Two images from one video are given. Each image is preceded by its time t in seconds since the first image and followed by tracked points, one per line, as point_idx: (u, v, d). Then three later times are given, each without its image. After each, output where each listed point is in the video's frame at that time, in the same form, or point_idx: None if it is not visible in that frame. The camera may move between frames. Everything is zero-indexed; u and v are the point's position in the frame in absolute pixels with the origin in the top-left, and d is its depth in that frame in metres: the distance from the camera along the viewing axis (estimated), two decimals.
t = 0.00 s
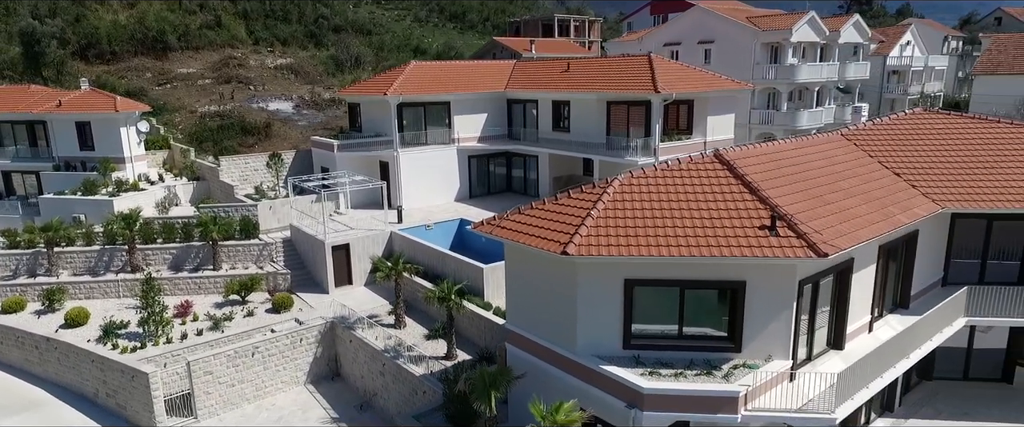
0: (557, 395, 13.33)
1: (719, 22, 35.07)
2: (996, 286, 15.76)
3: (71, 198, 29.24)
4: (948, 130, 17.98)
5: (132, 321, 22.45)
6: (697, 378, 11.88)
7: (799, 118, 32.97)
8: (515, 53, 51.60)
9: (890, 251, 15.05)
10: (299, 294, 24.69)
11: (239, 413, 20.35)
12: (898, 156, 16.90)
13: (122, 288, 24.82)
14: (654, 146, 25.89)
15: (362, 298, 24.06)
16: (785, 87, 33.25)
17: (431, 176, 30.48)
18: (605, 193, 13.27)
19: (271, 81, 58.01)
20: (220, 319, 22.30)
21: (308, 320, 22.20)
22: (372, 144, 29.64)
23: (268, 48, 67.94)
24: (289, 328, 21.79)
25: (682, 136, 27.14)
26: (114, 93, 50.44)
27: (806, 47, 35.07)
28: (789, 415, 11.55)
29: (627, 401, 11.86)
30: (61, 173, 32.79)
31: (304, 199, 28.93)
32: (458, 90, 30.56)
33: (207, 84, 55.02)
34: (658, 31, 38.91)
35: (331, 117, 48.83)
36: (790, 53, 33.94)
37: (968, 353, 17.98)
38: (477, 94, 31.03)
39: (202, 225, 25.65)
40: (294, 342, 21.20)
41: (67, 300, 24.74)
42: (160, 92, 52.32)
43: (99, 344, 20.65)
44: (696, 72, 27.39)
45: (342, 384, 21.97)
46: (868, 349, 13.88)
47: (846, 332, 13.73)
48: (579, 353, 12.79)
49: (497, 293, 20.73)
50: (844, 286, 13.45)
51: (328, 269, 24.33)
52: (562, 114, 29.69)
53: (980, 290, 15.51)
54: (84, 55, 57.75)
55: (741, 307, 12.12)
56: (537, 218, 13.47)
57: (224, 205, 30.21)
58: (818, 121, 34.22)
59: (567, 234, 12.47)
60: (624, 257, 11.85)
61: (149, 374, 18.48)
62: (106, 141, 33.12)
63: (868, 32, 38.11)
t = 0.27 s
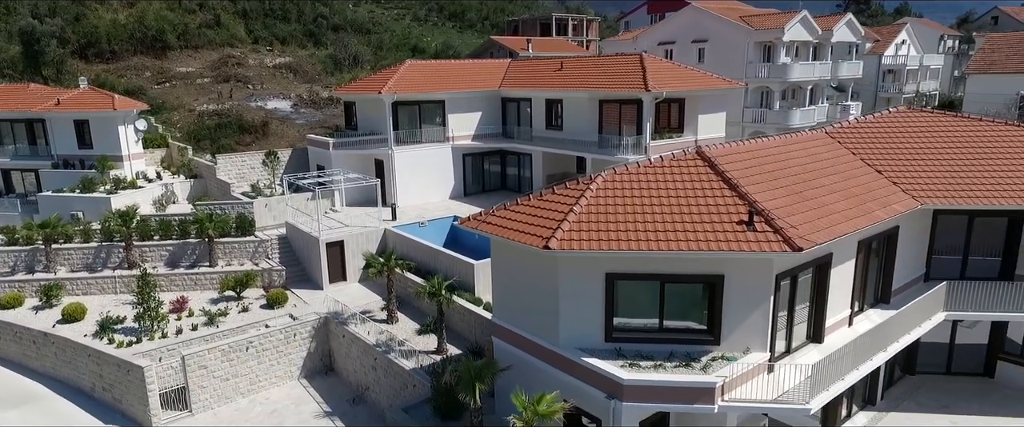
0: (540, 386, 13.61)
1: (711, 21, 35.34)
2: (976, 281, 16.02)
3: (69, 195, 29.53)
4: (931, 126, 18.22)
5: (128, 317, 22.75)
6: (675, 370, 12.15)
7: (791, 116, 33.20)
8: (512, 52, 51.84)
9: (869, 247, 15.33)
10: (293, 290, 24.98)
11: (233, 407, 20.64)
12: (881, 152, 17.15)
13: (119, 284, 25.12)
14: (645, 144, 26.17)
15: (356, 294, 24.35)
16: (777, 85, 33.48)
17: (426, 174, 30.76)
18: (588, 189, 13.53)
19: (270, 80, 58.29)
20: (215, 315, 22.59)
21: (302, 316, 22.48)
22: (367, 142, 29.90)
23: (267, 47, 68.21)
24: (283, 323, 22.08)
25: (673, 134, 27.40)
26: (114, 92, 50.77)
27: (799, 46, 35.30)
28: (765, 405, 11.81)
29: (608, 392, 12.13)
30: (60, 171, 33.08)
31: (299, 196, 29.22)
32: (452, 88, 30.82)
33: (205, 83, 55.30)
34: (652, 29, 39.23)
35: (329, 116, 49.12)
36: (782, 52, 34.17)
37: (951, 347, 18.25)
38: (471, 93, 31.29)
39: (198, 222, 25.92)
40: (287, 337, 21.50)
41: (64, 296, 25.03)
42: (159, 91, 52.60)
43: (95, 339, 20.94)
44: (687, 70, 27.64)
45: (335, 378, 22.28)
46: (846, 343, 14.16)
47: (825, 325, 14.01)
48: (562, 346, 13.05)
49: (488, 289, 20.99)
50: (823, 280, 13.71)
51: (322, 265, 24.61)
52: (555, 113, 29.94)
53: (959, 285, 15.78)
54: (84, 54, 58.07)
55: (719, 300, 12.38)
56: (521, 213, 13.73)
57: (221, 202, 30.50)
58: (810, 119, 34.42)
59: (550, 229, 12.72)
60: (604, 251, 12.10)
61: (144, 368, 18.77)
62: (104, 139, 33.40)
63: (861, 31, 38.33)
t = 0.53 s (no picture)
0: (525, 378, 13.91)
1: (705, 18, 35.55)
2: (955, 276, 16.31)
3: (67, 192, 29.82)
4: (914, 123, 18.46)
5: (125, 311, 23.05)
6: (654, 360, 12.43)
7: (783, 114, 33.43)
8: (508, 50, 52.07)
9: (850, 241, 15.59)
10: (288, 285, 25.28)
11: (228, 399, 20.95)
12: (864, 149, 17.40)
13: (117, 279, 25.44)
14: (637, 141, 26.44)
15: (349, 289, 24.66)
16: (769, 83, 33.70)
17: (420, 171, 31.03)
18: (572, 185, 13.79)
19: (268, 78, 58.55)
20: (211, 309, 22.89)
21: (296, 311, 22.78)
22: (362, 139, 30.16)
23: (266, 45, 68.44)
24: (278, 317, 22.38)
25: (664, 131, 27.66)
26: (113, 90, 51.07)
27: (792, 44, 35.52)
28: (742, 394, 12.10)
29: (588, 382, 12.41)
30: (59, 168, 33.37)
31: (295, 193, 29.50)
32: (447, 86, 31.07)
33: (204, 80, 55.56)
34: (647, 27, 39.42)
35: (326, 114, 49.40)
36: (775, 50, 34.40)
37: (933, 341, 18.53)
38: (466, 90, 31.54)
39: (194, 218, 26.21)
40: (281, 331, 21.81)
41: (62, 291, 25.34)
42: (158, 89, 52.86)
43: (92, 333, 21.24)
44: (679, 68, 27.89)
45: (329, 372, 22.57)
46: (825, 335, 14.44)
47: (804, 318, 14.28)
48: (545, 337, 13.33)
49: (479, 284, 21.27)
50: (803, 273, 13.98)
51: (317, 261, 24.89)
52: (548, 110, 30.20)
53: (939, 280, 16.08)
54: (83, 52, 58.35)
55: (698, 293, 12.66)
56: (507, 208, 13.99)
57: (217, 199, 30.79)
58: (803, 117, 34.59)
59: (533, 223, 12.99)
60: (585, 245, 12.38)
61: (140, 361, 19.08)
62: (102, 136, 33.69)
63: (854, 29, 38.55)
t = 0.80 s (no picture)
0: (509, 366, 14.22)
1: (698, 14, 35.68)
2: (935, 268, 16.60)
3: (65, 186, 30.12)
4: (897, 117, 18.71)
5: (122, 303, 23.38)
6: (634, 348, 12.74)
7: (775, 109, 33.64)
8: (505, 45, 52.26)
9: (831, 233, 15.87)
10: (283, 278, 25.60)
11: (222, 390, 21.30)
12: (847, 143, 17.67)
13: (114, 272, 25.77)
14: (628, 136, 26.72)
15: (343, 281, 24.98)
16: (762, 78, 33.91)
17: (415, 165, 31.30)
18: (555, 178, 14.08)
19: (266, 73, 58.79)
20: (206, 301, 23.22)
21: (290, 303, 23.11)
22: (357, 134, 30.45)
23: (265, 40, 68.62)
24: (272, 309, 22.71)
25: (655, 126, 27.93)
26: (111, 85, 51.35)
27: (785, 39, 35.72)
28: (719, 381, 12.40)
29: (569, 369, 12.71)
30: (57, 162, 33.67)
31: (290, 187, 29.76)
32: (440, 81, 31.32)
33: (202, 75, 55.81)
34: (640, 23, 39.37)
35: (323, 109, 49.64)
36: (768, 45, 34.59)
37: (915, 332, 18.83)
38: (459, 85, 31.79)
39: (190, 211, 26.51)
40: (275, 323, 22.16)
41: (60, 283, 25.68)
42: (156, 84, 53.11)
43: (89, 324, 21.58)
44: (670, 64, 28.20)
45: (322, 363, 22.91)
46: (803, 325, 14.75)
47: (784, 309, 14.59)
48: (529, 326, 13.64)
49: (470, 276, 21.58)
50: (781, 264, 14.27)
51: (311, 253, 25.19)
52: (541, 105, 30.48)
53: (918, 271, 16.37)
54: (82, 48, 58.63)
55: (677, 282, 12.96)
56: (492, 201, 14.27)
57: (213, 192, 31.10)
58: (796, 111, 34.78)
59: (517, 215, 13.27)
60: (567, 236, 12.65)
61: (136, 352, 19.41)
62: (99, 130, 33.97)
63: (848, 24, 38.75)
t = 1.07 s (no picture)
0: (495, 355, 14.51)
1: (693, 8, 35.67)
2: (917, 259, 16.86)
3: (63, 179, 30.42)
4: (882, 111, 18.96)
5: (119, 295, 23.71)
6: (615, 337, 13.03)
7: (768, 103, 33.81)
8: (502, 40, 52.38)
9: (813, 224, 16.13)
10: (278, 270, 25.91)
11: (218, 379, 21.63)
12: (831, 136, 17.92)
13: (111, 264, 26.07)
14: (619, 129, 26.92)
15: (338, 273, 25.30)
16: (755, 72, 34.08)
17: (409, 158, 31.56)
18: (540, 170, 14.33)
19: (264, 67, 58.96)
20: (202, 293, 23.54)
21: (284, 294, 23.43)
22: (352, 127, 30.69)
23: (263, 34, 68.76)
24: (267, 300, 23.04)
25: (648, 120, 28.15)
26: (110, 79, 51.57)
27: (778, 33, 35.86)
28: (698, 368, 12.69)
29: (553, 357, 13.00)
30: (55, 155, 33.97)
31: (286, 181, 29.98)
32: (435, 75, 31.52)
33: (201, 69, 56.00)
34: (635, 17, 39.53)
35: (321, 103, 49.86)
36: (761, 39, 34.74)
37: (899, 323, 19.09)
38: (454, 79, 32.00)
39: (187, 204, 26.81)
40: (270, 314, 22.50)
41: (58, 275, 26.01)
42: (155, 78, 53.32)
43: (87, 315, 21.91)
44: (661, 58, 28.42)
45: (316, 353, 23.22)
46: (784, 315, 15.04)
47: (765, 299, 14.87)
48: (514, 316, 13.93)
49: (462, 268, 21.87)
50: (763, 255, 14.54)
51: (305, 246, 25.48)
52: (535, 99, 30.68)
53: (899, 263, 16.63)
54: (81, 42, 58.80)
55: (659, 273, 13.24)
56: (478, 193, 14.52)
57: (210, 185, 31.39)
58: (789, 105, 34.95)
59: (502, 206, 13.52)
60: (550, 227, 12.92)
61: (132, 342, 19.73)
62: (97, 124, 34.24)
63: (842, 19, 38.89)
